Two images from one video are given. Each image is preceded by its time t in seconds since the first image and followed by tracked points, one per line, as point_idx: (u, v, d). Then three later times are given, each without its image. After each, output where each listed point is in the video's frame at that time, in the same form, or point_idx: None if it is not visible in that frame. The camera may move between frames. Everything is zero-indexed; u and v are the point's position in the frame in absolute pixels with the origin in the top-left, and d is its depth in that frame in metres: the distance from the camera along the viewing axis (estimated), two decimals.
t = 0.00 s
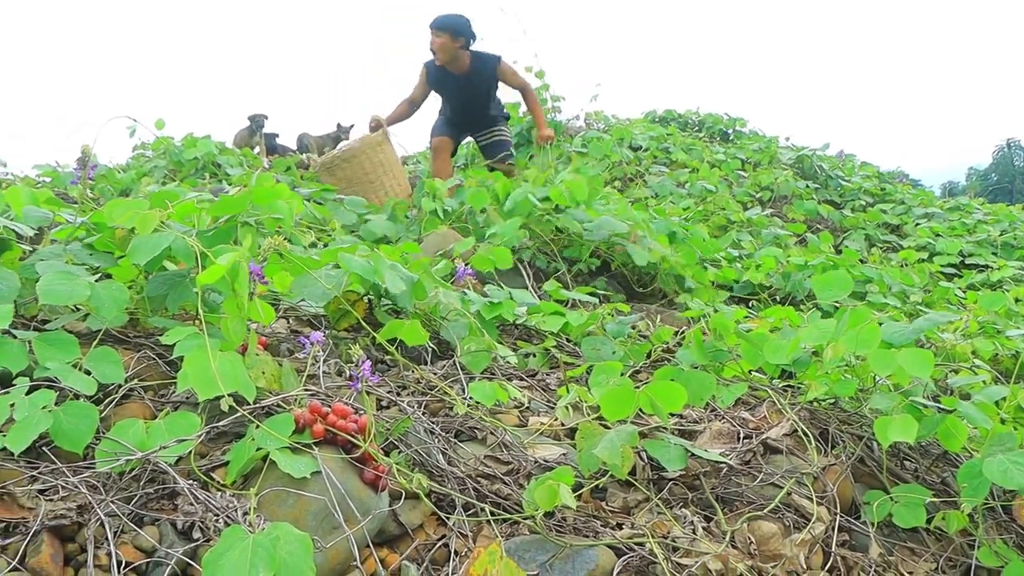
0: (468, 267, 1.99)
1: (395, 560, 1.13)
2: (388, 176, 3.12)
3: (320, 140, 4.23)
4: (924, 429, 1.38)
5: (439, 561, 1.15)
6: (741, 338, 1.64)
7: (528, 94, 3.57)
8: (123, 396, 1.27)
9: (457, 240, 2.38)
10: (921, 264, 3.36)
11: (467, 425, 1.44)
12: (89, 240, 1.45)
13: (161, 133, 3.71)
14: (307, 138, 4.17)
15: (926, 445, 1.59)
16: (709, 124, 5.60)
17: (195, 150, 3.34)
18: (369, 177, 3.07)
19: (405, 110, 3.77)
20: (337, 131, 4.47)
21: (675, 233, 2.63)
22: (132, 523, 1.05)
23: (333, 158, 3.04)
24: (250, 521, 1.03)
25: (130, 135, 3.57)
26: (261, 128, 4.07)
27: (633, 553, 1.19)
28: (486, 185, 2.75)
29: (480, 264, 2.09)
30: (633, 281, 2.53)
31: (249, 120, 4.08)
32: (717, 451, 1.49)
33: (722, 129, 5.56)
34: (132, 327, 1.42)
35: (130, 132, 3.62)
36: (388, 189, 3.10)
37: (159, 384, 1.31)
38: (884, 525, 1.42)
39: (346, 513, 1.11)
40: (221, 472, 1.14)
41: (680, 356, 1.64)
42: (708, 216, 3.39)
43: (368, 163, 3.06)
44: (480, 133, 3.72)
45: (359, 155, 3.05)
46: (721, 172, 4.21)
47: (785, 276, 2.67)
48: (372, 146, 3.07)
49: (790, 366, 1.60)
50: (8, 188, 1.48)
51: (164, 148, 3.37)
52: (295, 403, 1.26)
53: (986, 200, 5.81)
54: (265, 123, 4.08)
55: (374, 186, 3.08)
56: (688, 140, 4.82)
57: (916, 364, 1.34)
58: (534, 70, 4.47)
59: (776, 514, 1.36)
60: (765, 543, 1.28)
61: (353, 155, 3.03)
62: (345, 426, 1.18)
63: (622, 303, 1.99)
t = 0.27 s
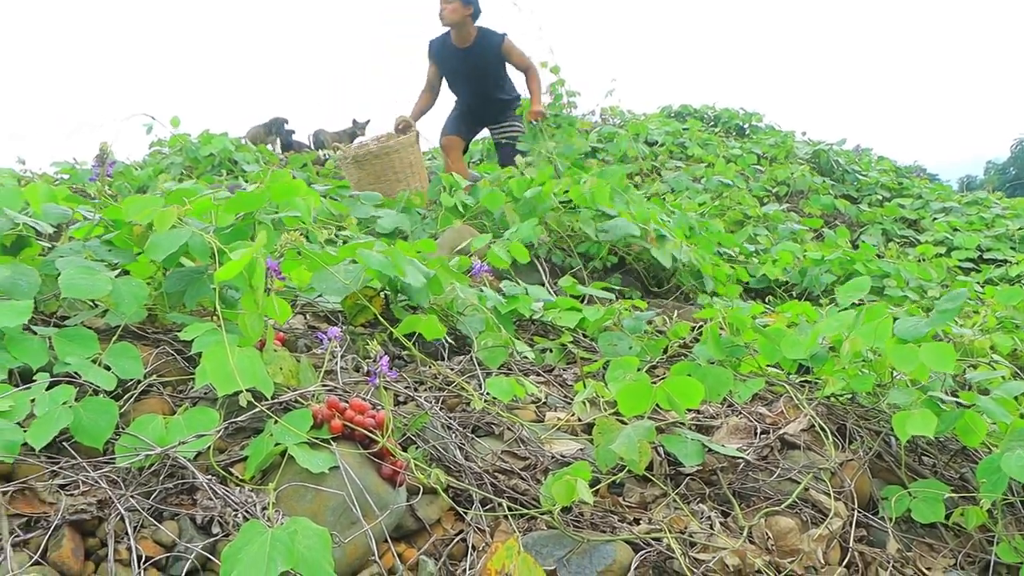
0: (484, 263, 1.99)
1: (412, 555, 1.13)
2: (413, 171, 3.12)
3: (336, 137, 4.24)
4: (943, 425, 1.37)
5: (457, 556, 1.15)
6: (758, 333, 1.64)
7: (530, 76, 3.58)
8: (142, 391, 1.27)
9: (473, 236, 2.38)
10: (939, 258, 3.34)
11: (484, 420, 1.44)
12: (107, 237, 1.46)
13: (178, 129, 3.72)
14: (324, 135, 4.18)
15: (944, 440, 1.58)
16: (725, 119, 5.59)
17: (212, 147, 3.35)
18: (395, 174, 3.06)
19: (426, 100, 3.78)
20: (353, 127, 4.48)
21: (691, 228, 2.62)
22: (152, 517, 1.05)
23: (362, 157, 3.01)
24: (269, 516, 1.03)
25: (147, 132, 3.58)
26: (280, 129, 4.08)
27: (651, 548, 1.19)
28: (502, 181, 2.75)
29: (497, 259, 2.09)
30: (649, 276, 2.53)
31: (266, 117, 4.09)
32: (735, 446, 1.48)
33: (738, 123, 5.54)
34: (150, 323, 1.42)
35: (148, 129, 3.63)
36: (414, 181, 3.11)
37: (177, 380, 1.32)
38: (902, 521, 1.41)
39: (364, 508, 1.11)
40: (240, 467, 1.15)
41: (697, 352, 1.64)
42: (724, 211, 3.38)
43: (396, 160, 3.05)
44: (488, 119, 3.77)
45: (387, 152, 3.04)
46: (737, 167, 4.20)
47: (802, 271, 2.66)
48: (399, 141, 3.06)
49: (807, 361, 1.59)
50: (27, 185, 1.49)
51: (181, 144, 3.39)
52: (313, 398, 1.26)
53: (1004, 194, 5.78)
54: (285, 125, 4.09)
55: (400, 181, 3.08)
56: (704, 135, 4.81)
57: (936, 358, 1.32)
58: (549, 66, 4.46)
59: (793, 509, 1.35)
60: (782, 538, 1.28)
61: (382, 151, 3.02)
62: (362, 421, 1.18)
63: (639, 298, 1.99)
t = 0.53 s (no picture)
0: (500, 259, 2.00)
1: (430, 552, 1.13)
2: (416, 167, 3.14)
3: (351, 134, 4.25)
4: (961, 420, 1.36)
5: (474, 553, 1.15)
6: (774, 329, 1.64)
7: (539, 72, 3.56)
8: (161, 388, 1.28)
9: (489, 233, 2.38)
10: (956, 254, 3.32)
11: (501, 417, 1.44)
12: (126, 235, 1.46)
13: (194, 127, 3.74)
14: (339, 132, 4.19)
15: (962, 437, 1.57)
16: (741, 114, 5.58)
17: (228, 145, 3.36)
18: (397, 170, 3.08)
19: (434, 87, 3.79)
20: (368, 124, 4.49)
21: (707, 224, 2.62)
22: (171, 513, 1.06)
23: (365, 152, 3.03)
24: (287, 512, 1.04)
25: (163, 130, 3.60)
26: (294, 125, 4.09)
27: (667, 544, 1.19)
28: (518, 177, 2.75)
29: (513, 255, 2.09)
30: (665, 273, 2.52)
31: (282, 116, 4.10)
32: (752, 442, 1.48)
33: (754, 119, 5.52)
34: (168, 320, 1.43)
35: (164, 127, 3.65)
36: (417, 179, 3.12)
37: (196, 377, 1.32)
38: (920, 518, 1.41)
39: (382, 504, 1.11)
40: (258, 464, 1.15)
41: (713, 348, 1.64)
42: (739, 206, 3.37)
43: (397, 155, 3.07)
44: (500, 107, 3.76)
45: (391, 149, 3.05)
46: (752, 163, 4.19)
47: (819, 267, 2.66)
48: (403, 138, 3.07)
49: (823, 357, 1.59)
50: (46, 183, 1.50)
51: (198, 142, 3.40)
52: (331, 396, 1.27)
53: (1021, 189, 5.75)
54: (298, 121, 4.10)
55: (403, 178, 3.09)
56: (719, 131, 4.80)
57: (952, 353, 1.32)
58: (564, 62, 4.46)
59: (810, 506, 1.35)
60: (800, 535, 1.27)
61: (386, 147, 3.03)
62: (380, 418, 1.19)
63: (655, 294, 1.99)
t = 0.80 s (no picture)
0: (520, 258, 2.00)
1: (452, 551, 1.14)
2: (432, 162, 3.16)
3: (370, 133, 4.26)
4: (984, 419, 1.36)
5: (496, 552, 1.15)
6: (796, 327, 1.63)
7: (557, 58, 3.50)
8: (185, 388, 1.29)
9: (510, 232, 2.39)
10: (978, 250, 3.30)
11: (522, 416, 1.45)
12: (149, 236, 1.47)
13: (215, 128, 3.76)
14: (359, 131, 4.20)
15: (986, 435, 1.56)
16: (760, 111, 5.56)
17: (248, 145, 3.37)
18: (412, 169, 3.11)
19: (443, 84, 3.79)
20: (387, 124, 4.50)
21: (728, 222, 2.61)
22: (196, 513, 1.07)
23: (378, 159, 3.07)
24: (311, 511, 1.05)
25: (184, 131, 3.61)
26: (311, 121, 4.10)
27: (690, 543, 1.19)
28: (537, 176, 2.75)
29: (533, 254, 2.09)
30: (685, 271, 2.52)
31: (299, 112, 4.12)
32: (773, 441, 1.48)
33: (773, 116, 5.50)
34: (192, 320, 1.44)
35: (185, 128, 3.67)
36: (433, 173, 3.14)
37: (219, 377, 1.33)
38: (943, 516, 1.40)
39: (404, 503, 1.12)
40: (282, 464, 1.16)
41: (734, 347, 1.64)
42: (760, 204, 3.36)
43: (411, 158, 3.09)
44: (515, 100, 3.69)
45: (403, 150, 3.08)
46: (772, 160, 4.18)
47: (840, 265, 2.64)
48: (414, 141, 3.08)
49: (845, 355, 1.59)
50: (70, 185, 1.51)
51: (218, 143, 3.42)
52: (354, 395, 1.27)
53: None
54: (315, 117, 4.12)
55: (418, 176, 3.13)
56: (738, 128, 4.78)
57: (972, 351, 1.31)
58: (583, 60, 4.46)
59: (833, 505, 1.35)
60: (822, 534, 1.27)
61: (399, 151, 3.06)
62: (402, 417, 1.19)
63: (676, 293, 1.99)
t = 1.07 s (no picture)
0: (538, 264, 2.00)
1: (471, 558, 1.14)
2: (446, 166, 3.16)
3: (387, 139, 4.27)
4: (1004, 424, 1.35)
5: (515, 558, 1.16)
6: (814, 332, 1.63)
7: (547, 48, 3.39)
8: (204, 396, 1.30)
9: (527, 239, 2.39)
10: (997, 253, 3.29)
11: (540, 422, 1.45)
12: (168, 244, 1.48)
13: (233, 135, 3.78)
14: (375, 137, 4.21)
15: (1006, 441, 1.56)
16: (777, 115, 5.54)
17: (266, 152, 3.39)
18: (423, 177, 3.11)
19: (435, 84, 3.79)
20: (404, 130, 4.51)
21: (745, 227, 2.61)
22: (216, 520, 1.07)
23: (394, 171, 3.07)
24: (330, 518, 1.05)
25: (202, 138, 3.63)
26: (327, 127, 4.12)
27: (708, 550, 1.19)
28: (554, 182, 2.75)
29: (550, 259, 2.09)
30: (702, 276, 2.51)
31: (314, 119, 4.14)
32: (792, 447, 1.48)
33: (790, 119, 5.49)
34: (211, 328, 1.45)
35: (203, 135, 3.69)
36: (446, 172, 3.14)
37: (238, 384, 1.34)
38: (963, 522, 1.39)
39: (423, 510, 1.12)
40: (301, 471, 1.16)
41: (751, 352, 1.63)
42: (777, 208, 3.35)
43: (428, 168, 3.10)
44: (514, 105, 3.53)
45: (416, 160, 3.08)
46: (789, 164, 4.17)
47: (858, 269, 2.63)
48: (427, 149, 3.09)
49: (863, 360, 1.58)
50: (91, 193, 1.53)
51: (236, 150, 3.43)
52: (372, 402, 1.28)
53: None
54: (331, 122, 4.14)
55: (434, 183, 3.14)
56: (755, 132, 4.77)
57: (983, 354, 1.31)
58: (599, 65, 4.46)
59: (852, 511, 1.34)
60: (841, 539, 1.26)
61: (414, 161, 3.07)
62: (421, 425, 1.19)
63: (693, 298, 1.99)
